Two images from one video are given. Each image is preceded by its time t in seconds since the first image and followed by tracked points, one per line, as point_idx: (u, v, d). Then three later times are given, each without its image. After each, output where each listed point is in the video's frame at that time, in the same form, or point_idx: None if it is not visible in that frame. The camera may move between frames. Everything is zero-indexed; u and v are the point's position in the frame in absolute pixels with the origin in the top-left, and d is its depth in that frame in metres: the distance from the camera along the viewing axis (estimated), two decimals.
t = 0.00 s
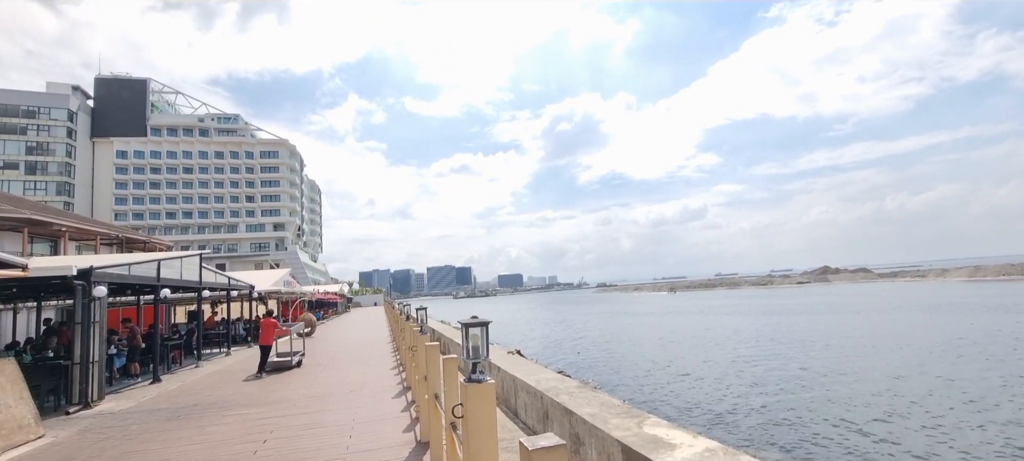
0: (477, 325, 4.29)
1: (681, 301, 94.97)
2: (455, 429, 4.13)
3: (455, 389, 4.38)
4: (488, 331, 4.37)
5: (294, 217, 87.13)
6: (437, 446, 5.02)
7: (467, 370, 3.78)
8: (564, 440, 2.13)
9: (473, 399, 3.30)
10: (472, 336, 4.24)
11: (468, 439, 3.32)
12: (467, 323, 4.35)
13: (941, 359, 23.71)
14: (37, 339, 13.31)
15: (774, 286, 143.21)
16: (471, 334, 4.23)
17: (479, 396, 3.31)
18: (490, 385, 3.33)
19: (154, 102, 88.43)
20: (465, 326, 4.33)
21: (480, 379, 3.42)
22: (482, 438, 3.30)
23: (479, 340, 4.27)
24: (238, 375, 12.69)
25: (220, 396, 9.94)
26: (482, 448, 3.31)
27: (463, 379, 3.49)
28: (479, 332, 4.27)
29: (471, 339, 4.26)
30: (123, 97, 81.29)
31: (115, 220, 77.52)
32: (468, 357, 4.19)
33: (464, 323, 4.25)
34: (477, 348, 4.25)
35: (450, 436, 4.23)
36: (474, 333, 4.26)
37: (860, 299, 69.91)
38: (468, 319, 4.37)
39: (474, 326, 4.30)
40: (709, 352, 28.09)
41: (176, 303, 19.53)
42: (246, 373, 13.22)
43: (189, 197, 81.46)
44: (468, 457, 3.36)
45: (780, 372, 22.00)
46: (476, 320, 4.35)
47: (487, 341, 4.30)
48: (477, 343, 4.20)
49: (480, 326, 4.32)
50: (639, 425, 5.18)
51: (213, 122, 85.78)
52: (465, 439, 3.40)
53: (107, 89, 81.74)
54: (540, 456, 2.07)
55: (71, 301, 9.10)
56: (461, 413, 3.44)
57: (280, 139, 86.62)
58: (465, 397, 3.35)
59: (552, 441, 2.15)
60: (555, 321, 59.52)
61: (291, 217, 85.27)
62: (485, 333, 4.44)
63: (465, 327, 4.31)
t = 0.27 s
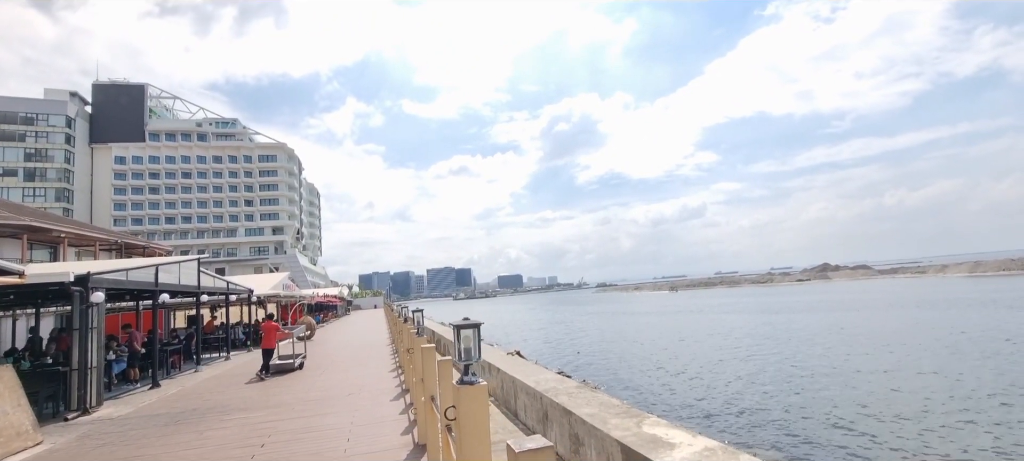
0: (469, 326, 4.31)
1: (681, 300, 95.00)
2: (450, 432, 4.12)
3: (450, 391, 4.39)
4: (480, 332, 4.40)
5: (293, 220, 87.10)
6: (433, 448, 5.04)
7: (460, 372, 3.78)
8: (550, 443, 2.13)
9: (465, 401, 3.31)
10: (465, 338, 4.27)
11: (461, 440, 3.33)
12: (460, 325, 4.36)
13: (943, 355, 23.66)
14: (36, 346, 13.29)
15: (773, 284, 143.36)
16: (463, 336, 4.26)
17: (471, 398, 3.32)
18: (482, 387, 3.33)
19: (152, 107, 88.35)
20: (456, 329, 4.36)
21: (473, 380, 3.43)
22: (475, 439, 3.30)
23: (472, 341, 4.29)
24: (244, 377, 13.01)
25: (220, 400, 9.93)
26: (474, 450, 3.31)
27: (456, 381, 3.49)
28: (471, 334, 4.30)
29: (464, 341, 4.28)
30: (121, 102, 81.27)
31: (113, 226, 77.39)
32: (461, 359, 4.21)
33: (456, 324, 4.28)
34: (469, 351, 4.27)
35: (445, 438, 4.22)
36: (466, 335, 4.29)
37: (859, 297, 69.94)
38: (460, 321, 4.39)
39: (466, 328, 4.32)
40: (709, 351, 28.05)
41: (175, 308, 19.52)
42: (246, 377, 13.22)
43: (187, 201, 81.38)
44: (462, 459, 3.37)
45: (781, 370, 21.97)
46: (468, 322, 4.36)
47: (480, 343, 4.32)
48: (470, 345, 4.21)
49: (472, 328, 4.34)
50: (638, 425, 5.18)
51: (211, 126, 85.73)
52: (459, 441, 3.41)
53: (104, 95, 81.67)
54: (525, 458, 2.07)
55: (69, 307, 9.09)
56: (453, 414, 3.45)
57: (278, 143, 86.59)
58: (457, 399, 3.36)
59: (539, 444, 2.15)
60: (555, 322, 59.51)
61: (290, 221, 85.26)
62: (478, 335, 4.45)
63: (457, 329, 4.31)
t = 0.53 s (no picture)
0: (467, 327, 4.31)
1: (682, 300, 95.08)
2: (450, 433, 4.12)
3: (449, 392, 4.38)
4: (479, 332, 4.39)
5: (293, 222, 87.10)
6: (433, 448, 5.05)
7: (460, 373, 3.78)
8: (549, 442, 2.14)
9: (464, 402, 3.31)
10: (463, 339, 4.27)
11: (460, 442, 3.32)
12: (458, 326, 4.36)
13: (944, 353, 23.63)
14: (35, 349, 13.29)
15: (773, 283, 143.38)
16: (462, 337, 4.25)
17: (470, 398, 3.31)
18: (482, 387, 3.32)
19: (151, 109, 88.41)
20: (455, 329, 4.36)
21: (471, 381, 3.42)
22: (475, 441, 3.29)
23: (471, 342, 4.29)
24: (249, 376, 13.38)
25: (220, 403, 9.93)
26: (475, 450, 3.30)
27: (455, 382, 3.48)
28: (470, 334, 4.30)
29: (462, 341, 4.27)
30: (120, 105, 81.45)
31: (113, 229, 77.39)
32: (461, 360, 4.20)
33: (454, 325, 4.29)
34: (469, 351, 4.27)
35: (444, 439, 4.22)
36: (464, 336, 4.29)
37: (860, 295, 69.92)
38: (459, 321, 4.39)
39: (465, 329, 4.32)
40: (710, 350, 28.01)
41: (175, 311, 19.53)
42: (245, 379, 13.22)
43: (187, 203, 81.36)
44: (461, 459, 3.36)
45: (781, 368, 21.93)
46: (467, 322, 4.35)
47: (479, 343, 4.32)
48: (470, 345, 4.21)
49: (471, 329, 4.34)
50: (639, 425, 5.17)
51: (210, 128, 85.77)
52: (459, 441, 3.40)
53: (103, 98, 81.72)
54: (524, 458, 2.07)
55: (69, 310, 9.10)
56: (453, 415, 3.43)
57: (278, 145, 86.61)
58: (456, 399, 3.36)
59: (538, 443, 2.15)
60: (555, 322, 59.48)
61: (290, 222, 85.25)
62: (477, 335, 4.45)
63: (455, 330, 4.30)
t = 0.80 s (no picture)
0: (471, 328, 4.31)
1: (682, 300, 95.04)
2: (452, 433, 4.12)
3: (452, 394, 4.36)
4: (482, 333, 4.39)
5: (293, 223, 87.07)
6: (434, 448, 5.05)
7: (461, 374, 3.77)
8: (554, 442, 2.14)
9: (467, 403, 3.31)
10: (466, 339, 4.26)
11: (463, 442, 3.31)
12: (460, 327, 4.36)
13: (944, 353, 23.66)
14: (35, 350, 13.29)
15: (773, 283, 143.27)
16: (465, 338, 4.25)
17: (473, 400, 3.32)
18: (485, 387, 3.32)
19: (151, 110, 88.50)
20: (458, 330, 4.35)
21: (473, 382, 3.41)
22: (478, 439, 3.30)
23: (475, 342, 4.28)
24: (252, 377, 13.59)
25: (222, 404, 9.91)
26: (477, 451, 3.30)
27: (457, 383, 3.49)
28: (475, 336, 4.28)
29: (466, 342, 4.27)
30: (119, 105, 81.56)
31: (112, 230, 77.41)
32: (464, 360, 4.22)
33: (457, 326, 4.28)
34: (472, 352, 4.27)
35: (447, 440, 4.21)
36: (467, 337, 4.28)
37: (858, 295, 70.08)
38: (462, 323, 4.39)
39: (468, 330, 4.30)
40: (710, 351, 28.04)
41: (174, 312, 19.51)
42: (246, 379, 13.22)
43: (186, 204, 81.35)
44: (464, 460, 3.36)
45: (781, 369, 21.95)
46: (470, 323, 4.35)
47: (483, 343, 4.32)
48: (472, 347, 4.21)
49: (474, 329, 4.33)
50: (639, 425, 5.17)
51: (210, 129, 85.81)
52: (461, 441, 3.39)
53: (102, 99, 81.80)
54: (529, 459, 2.06)
55: (69, 311, 9.09)
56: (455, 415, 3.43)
57: (277, 146, 86.60)
58: (459, 401, 3.36)
59: (543, 443, 2.15)
60: (555, 322, 59.46)
61: (290, 223, 85.22)
62: (479, 337, 4.48)
63: (458, 331, 4.31)
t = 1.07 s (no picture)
0: (473, 327, 4.31)
1: (681, 301, 95.19)
2: (453, 434, 4.11)
3: (453, 394, 4.36)
4: (484, 334, 4.40)
5: (292, 223, 87.03)
6: (435, 448, 5.05)
7: (464, 374, 3.77)
8: (559, 442, 2.14)
9: (470, 403, 3.30)
10: (468, 340, 4.27)
11: (466, 443, 3.30)
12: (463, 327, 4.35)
13: (943, 354, 23.73)
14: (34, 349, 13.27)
15: (772, 284, 143.44)
16: (467, 338, 4.26)
17: (475, 400, 3.31)
18: (487, 388, 3.31)
19: (150, 109, 88.45)
20: (460, 331, 4.35)
21: (476, 382, 3.41)
22: (479, 439, 3.29)
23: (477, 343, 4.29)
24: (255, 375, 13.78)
25: (221, 403, 9.92)
26: (480, 451, 3.29)
27: (460, 383, 3.50)
28: (476, 336, 4.29)
29: (468, 342, 4.28)
30: (119, 104, 81.52)
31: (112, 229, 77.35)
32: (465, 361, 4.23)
33: (459, 326, 4.28)
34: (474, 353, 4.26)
35: (448, 440, 4.22)
36: (470, 337, 4.29)
37: (856, 296, 70.30)
38: (464, 322, 4.38)
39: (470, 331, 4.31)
40: (709, 351, 28.11)
41: (173, 311, 19.49)
42: (245, 379, 13.22)
43: (186, 204, 81.31)
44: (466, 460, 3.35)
45: (780, 369, 22.00)
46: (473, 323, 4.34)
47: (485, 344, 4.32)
48: (475, 346, 4.21)
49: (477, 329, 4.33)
50: (639, 425, 5.17)
51: (210, 128, 85.80)
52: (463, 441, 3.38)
53: (102, 98, 81.77)
54: (536, 458, 2.06)
55: (68, 310, 9.08)
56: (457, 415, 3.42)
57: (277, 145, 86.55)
58: (462, 400, 3.35)
59: (549, 444, 2.15)
60: (554, 323, 59.52)
61: (289, 223, 85.17)
62: (481, 337, 4.49)
63: (460, 330, 4.30)
